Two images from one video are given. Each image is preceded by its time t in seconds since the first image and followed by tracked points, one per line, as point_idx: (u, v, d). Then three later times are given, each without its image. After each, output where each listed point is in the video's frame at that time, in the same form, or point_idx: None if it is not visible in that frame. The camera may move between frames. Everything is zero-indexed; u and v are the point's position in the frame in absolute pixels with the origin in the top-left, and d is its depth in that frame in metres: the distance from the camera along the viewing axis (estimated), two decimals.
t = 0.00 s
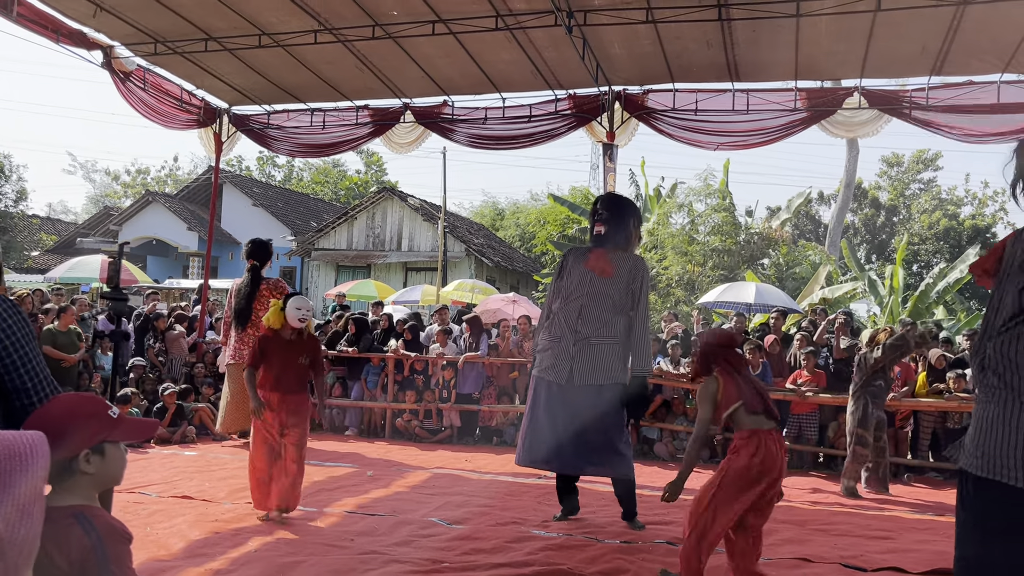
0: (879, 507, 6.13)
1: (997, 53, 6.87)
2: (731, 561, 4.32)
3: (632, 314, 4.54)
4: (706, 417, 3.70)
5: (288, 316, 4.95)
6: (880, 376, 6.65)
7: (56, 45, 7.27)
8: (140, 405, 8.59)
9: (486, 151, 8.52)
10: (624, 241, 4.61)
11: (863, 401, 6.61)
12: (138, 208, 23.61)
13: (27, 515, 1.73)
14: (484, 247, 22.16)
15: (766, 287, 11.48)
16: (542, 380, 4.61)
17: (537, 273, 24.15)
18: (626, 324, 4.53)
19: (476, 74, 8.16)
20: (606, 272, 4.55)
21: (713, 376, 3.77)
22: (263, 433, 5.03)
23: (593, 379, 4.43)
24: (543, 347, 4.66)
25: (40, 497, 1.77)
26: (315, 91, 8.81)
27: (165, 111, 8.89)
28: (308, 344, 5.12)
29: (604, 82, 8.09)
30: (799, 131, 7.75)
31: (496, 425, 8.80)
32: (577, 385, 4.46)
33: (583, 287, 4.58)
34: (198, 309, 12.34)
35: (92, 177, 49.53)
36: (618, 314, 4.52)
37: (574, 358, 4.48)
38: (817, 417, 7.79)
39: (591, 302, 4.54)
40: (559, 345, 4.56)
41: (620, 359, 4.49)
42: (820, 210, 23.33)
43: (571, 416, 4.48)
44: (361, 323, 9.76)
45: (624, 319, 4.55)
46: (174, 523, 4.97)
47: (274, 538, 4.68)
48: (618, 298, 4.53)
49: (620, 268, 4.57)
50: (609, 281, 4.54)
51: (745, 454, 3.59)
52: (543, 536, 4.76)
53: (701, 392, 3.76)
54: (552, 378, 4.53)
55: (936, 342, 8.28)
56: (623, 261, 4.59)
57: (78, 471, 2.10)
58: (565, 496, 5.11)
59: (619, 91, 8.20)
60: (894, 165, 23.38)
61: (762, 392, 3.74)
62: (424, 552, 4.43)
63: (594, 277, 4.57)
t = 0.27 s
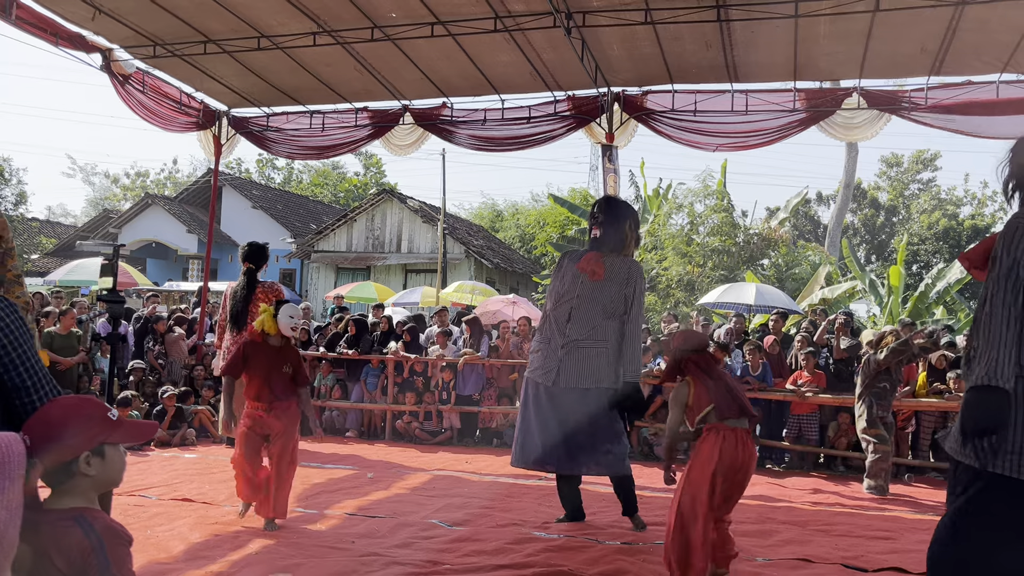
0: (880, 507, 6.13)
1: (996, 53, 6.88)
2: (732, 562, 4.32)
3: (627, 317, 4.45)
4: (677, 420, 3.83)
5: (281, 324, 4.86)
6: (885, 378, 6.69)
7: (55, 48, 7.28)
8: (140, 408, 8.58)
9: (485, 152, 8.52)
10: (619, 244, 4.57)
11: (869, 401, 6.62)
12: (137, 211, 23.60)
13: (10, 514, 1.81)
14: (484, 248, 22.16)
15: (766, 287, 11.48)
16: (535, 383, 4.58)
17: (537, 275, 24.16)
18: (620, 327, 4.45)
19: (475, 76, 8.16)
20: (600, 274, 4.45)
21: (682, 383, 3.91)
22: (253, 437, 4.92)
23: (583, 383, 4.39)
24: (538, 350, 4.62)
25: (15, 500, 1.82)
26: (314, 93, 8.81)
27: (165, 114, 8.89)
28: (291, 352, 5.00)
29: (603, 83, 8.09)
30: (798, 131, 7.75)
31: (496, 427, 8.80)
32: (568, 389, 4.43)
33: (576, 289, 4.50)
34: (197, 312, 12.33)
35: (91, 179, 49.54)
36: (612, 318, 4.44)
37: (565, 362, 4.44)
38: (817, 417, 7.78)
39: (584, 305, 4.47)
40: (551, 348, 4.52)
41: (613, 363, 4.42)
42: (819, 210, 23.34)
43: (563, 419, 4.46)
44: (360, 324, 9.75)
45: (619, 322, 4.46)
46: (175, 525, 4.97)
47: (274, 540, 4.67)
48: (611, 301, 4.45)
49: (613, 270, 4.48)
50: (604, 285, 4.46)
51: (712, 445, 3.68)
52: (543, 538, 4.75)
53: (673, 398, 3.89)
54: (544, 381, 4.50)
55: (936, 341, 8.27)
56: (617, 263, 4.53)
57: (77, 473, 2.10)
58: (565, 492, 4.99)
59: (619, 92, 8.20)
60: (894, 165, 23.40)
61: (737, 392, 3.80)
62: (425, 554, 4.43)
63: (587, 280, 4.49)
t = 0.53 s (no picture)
0: (881, 507, 6.13)
1: (995, 53, 6.88)
2: (733, 563, 4.31)
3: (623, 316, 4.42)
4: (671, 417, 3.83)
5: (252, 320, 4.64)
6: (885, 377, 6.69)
7: (55, 51, 7.29)
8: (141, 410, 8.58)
9: (485, 153, 8.52)
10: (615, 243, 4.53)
11: (870, 399, 6.62)
12: (138, 213, 23.61)
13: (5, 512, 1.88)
14: (484, 249, 22.17)
15: (766, 287, 11.47)
16: (531, 382, 4.58)
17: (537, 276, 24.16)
18: (616, 326, 4.42)
19: (475, 77, 8.16)
20: (593, 272, 4.45)
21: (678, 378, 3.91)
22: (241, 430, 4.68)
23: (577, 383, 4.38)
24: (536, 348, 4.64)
25: None
26: (314, 95, 8.82)
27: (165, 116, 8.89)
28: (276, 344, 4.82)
29: (603, 84, 8.09)
30: (798, 132, 7.75)
31: (497, 427, 8.80)
32: (562, 390, 4.42)
33: (571, 288, 4.49)
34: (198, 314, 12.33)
35: (92, 182, 49.60)
36: (609, 317, 4.42)
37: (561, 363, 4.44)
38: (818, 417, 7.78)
39: (579, 304, 4.45)
40: (547, 347, 4.52)
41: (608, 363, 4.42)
42: (819, 210, 23.34)
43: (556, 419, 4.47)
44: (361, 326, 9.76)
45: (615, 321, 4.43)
46: (175, 527, 4.97)
47: (275, 542, 4.67)
48: (607, 301, 4.43)
49: (607, 269, 4.46)
50: (598, 284, 4.44)
51: (700, 444, 3.70)
52: (544, 538, 4.75)
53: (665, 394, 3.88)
54: (539, 381, 4.51)
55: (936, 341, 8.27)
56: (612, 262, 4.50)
57: (81, 475, 2.10)
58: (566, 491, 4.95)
59: (618, 93, 8.21)
60: (894, 164, 23.40)
61: (727, 389, 3.82)
62: (426, 555, 4.42)
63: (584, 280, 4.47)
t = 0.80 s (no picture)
0: (882, 506, 6.13)
1: (995, 52, 6.88)
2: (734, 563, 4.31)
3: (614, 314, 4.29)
4: (684, 410, 3.83)
5: (237, 335, 4.73)
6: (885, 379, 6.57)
7: (56, 53, 7.30)
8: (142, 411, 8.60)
9: (485, 153, 8.52)
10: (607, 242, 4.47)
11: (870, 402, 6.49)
12: (139, 215, 23.64)
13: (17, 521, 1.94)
14: (485, 250, 22.18)
15: (767, 287, 11.47)
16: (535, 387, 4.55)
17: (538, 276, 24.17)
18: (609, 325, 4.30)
19: (475, 77, 8.16)
20: (580, 271, 4.42)
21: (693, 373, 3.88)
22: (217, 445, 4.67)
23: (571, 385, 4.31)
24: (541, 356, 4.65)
25: None
26: (315, 96, 8.82)
27: (166, 117, 8.88)
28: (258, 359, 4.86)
29: (603, 84, 8.09)
30: (798, 131, 7.74)
31: (498, 428, 8.81)
32: (559, 393, 4.37)
33: (564, 291, 4.49)
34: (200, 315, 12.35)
35: (93, 184, 49.64)
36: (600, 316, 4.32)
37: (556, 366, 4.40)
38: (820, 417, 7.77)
39: (571, 306, 4.42)
40: (546, 352, 4.51)
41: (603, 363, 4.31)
42: (820, 209, 23.32)
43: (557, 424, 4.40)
44: (362, 326, 9.76)
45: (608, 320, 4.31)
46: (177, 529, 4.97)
47: (277, 543, 4.68)
48: (598, 299, 4.35)
49: (596, 266, 4.40)
50: (587, 283, 4.39)
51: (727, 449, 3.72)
52: (546, 539, 4.75)
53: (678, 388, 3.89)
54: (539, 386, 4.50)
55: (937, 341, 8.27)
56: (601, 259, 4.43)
57: (86, 476, 2.10)
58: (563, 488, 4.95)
59: (618, 93, 8.21)
60: (896, 164, 23.39)
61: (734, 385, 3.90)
62: (428, 556, 4.43)
63: (576, 280, 4.44)
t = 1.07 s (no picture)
0: (885, 506, 6.12)
1: (997, 51, 6.87)
2: (736, 562, 4.31)
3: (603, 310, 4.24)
4: (723, 397, 3.82)
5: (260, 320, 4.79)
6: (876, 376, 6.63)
7: (57, 53, 7.31)
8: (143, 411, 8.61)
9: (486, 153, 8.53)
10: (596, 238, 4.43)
11: (860, 399, 6.54)
12: (140, 215, 23.67)
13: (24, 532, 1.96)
14: (486, 250, 22.18)
15: (769, 287, 11.46)
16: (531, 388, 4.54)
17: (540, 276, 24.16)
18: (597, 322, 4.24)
19: (476, 78, 8.17)
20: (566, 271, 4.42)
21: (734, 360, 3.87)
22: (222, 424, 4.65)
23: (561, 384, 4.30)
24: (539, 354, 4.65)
25: None
26: (316, 96, 8.83)
27: (167, 118, 8.89)
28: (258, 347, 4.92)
29: (604, 84, 8.10)
30: (799, 131, 7.74)
31: (500, 428, 8.81)
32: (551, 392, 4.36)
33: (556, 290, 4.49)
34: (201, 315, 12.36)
35: (95, 185, 49.73)
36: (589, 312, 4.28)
37: (548, 364, 4.38)
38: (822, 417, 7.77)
39: (562, 304, 4.40)
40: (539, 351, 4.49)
41: (593, 362, 4.27)
42: (822, 209, 23.30)
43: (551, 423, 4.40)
44: (364, 327, 9.77)
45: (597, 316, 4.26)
46: (179, 529, 4.98)
47: (278, 543, 4.68)
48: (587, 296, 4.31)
49: (585, 263, 4.36)
50: (576, 282, 4.36)
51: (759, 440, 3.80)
52: (547, 539, 4.75)
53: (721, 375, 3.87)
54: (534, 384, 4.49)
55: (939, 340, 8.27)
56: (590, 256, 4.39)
57: (89, 476, 2.11)
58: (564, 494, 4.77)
59: (619, 93, 8.21)
60: (898, 163, 23.36)
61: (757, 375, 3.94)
62: (429, 556, 4.43)
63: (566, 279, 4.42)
